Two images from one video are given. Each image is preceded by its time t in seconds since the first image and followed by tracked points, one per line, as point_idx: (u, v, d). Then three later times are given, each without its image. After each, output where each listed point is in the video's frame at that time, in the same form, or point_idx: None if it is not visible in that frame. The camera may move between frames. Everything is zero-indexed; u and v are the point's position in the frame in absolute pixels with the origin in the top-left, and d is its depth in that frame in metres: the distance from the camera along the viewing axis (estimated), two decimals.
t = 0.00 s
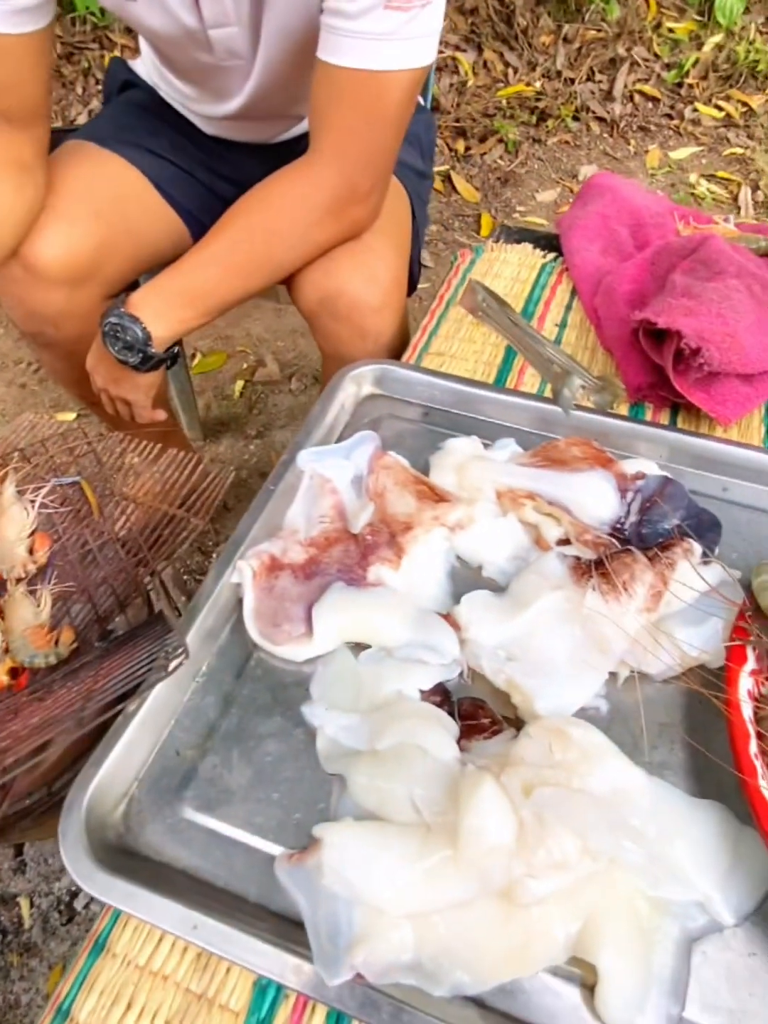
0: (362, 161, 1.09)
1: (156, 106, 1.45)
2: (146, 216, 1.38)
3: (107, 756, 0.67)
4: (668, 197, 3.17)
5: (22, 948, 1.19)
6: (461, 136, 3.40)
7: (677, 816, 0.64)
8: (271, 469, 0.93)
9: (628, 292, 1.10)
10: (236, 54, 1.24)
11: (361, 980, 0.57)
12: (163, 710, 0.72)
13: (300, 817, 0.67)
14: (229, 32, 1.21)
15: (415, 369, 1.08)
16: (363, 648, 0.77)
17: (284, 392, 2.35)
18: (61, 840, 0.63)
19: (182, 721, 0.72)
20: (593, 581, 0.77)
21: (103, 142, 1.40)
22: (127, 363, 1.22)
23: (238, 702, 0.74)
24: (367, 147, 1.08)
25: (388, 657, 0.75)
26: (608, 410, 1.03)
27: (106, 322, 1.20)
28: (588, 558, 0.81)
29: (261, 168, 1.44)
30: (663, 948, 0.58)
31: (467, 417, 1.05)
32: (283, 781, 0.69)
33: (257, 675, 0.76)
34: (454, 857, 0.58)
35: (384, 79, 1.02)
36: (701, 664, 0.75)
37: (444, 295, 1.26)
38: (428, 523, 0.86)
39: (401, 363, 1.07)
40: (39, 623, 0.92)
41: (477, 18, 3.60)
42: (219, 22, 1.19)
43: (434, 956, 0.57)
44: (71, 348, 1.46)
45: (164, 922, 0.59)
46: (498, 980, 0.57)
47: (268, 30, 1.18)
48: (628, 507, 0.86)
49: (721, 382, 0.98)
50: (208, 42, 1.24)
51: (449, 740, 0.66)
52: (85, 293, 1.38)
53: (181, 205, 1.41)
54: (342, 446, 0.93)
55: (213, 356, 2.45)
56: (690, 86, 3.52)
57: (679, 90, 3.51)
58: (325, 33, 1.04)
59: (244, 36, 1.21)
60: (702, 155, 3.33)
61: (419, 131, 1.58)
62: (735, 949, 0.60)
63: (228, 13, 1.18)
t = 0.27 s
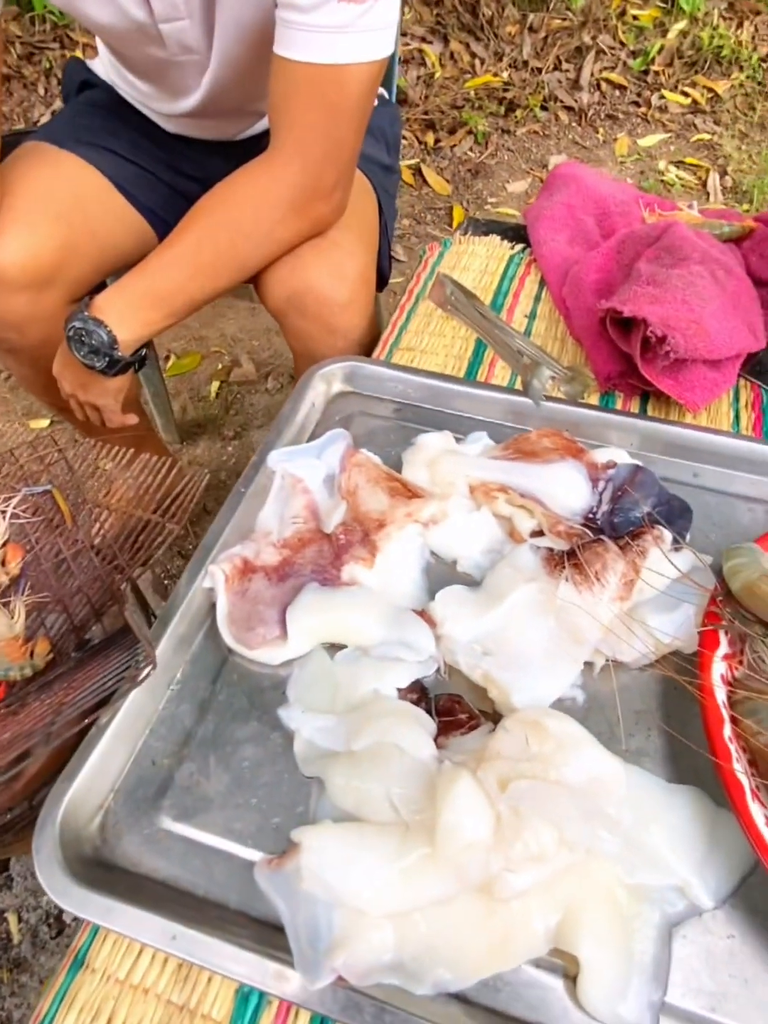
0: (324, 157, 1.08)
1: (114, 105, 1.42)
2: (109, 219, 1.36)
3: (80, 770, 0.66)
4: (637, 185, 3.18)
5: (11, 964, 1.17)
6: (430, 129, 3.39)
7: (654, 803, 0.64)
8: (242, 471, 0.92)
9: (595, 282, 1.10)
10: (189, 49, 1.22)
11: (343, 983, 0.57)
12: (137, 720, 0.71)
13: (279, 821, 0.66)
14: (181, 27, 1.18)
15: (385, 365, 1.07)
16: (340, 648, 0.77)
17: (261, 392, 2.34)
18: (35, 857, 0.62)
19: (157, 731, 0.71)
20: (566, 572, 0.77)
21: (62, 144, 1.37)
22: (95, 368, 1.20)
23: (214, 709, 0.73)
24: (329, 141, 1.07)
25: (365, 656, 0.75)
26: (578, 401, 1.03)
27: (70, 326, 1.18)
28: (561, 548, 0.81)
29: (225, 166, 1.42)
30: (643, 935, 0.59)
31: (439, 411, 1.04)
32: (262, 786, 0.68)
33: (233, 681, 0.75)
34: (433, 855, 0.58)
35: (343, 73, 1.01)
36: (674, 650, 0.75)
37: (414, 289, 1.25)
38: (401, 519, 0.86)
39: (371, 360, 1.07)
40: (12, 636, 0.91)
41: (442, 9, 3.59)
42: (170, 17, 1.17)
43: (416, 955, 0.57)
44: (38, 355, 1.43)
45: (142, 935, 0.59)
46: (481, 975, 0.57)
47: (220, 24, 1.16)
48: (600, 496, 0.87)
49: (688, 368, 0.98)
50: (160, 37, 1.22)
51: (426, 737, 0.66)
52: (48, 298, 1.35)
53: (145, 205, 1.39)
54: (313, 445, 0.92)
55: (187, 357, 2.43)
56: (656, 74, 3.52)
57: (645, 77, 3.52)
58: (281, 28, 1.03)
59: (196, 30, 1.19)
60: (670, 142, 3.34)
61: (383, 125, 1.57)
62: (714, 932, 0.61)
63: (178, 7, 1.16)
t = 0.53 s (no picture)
0: (298, 157, 1.08)
1: (86, 109, 1.41)
2: (85, 222, 1.35)
3: (68, 777, 0.66)
4: (614, 177, 3.19)
5: (9, 974, 1.17)
6: (407, 125, 3.39)
7: (638, 789, 0.65)
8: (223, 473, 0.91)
9: (571, 275, 1.11)
10: (157, 51, 1.22)
11: (335, 978, 0.58)
12: (125, 725, 0.71)
13: (269, 821, 0.66)
14: (148, 28, 1.18)
15: (364, 363, 1.07)
16: (325, 647, 0.77)
17: (244, 392, 2.33)
18: (25, 865, 0.62)
19: (145, 735, 0.72)
20: (547, 564, 0.78)
21: (34, 149, 1.36)
22: (75, 373, 1.20)
23: (201, 712, 0.73)
24: (302, 141, 1.06)
25: (351, 654, 0.75)
26: (557, 394, 1.03)
27: (48, 333, 1.18)
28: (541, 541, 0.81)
29: (199, 167, 1.42)
30: (630, 919, 0.60)
31: (419, 408, 1.05)
32: (250, 787, 0.68)
33: (220, 683, 0.75)
34: (421, 849, 0.59)
35: (313, 73, 1.01)
36: (656, 638, 0.76)
37: (392, 287, 1.26)
38: (383, 517, 0.86)
39: (350, 359, 1.07)
40: None
41: (416, 5, 3.59)
42: (136, 19, 1.16)
43: (407, 949, 0.58)
44: (17, 362, 1.42)
45: (134, 939, 0.59)
46: (472, 965, 0.58)
47: (187, 25, 1.15)
48: (579, 488, 0.88)
49: (664, 359, 0.99)
50: (127, 39, 1.21)
51: (412, 732, 0.67)
52: (25, 305, 1.34)
53: (119, 208, 1.38)
54: (294, 445, 0.92)
55: (169, 360, 2.42)
56: (630, 66, 3.54)
57: (619, 70, 3.54)
58: (250, 29, 1.02)
59: (163, 31, 1.18)
60: (646, 134, 3.36)
61: (357, 123, 1.57)
62: (700, 914, 0.62)
63: (144, 9, 1.15)
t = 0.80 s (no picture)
0: (275, 159, 1.08)
1: (62, 113, 1.41)
2: (64, 226, 1.34)
3: (61, 780, 0.66)
4: (594, 171, 3.21)
5: (8, 982, 1.16)
6: (387, 123, 3.40)
7: (628, 776, 0.66)
8: (209, 475, 0.92)
9: (550, 270, 1.11)
10: (134, 55, 1.21)
11: (333, 971, 0.58)
12: (116, 727, 0.71)
13: (263, 818, 0.67)
14: (123, 33, 1.17)
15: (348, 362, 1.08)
16: (316, 644, 0.77)
17: (231, 394, 2.33)
18: (19, 870, 0.62)
19: (137, 737, 0.72)
20: (532, 556, 0.79)
21: (11, 154, 1.36)
22: (56, 380, 1.19)
23: (193, 712, 0.73)
24: (279, 142, 1.07)
25: (341, 650, 0.75)
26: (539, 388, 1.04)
27: (29, 339, 1.17)
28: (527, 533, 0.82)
29: (178, 169, 1.41)
30: (623, 903, 0.61)
31: (404, 405, 1.05)
32: (244, 785, 0.69)
33: (211, 683, 0.76)
34: (414, 840, 0.60)
35: (288, 74, 1.01)
36: (642, 626, 0.77)
37: (374, 285, 1.26)
38: (370, 514, 0.86)
39: (334, 358, 1.07)
40: None
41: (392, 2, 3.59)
42: (111, 23, 1.16)
43: (403, 939, 0.58)
44: None
45: (131, 938, 0.59)
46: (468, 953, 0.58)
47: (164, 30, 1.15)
48: (563, 480, 0.89)
49: (644, 351, 1.00)
50: (103, 44, 1.21)
51: (404, 726, 0.67)
52: (6, 311, 1.33)
53: (99, 212, 1.38)
54: (280, 445, 0.92)
55: (154, 362, 2.41)
56: (607, 60, 3.55)
57: (597, 64, 3.55)
58: (225, 30, 1.02)
59: (139, 37, 1.18)
60: (624, 127, 3.37)
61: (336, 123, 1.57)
62: (690, 895, 0.63)
63: (121, 16, 1.15)
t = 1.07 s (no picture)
0: (236, 162, 1.09)
1: (26, 118, 1.39)
2: (32, 232, 1.34)
3: (31, 788, 0.66)
4: (568, 166, 3.23)
5: None
6: (361, 122, 3.40)
7: (596, 768, 0.67)
8: (178, 480, 0.92)
9: (516, 267, 1.12)
10: (82, 59, 1.20)
11: (305, 968, 0.59)
12: (88, 735, 0.71)
13: (235, 820, 0.67)
14: (70, 36, 1.16)
15: (318, 364, 1.08)
16: (287, 646, 0.78)
17: (209, 396, 2.32)
18: None
19: (109, 744, 0.72)
20: (500, 552, 0.79)
21: None
22: (25, 387, 1.19)
23: (165, 717, 0.74)
24: (238, 145, 1.07)
25: (312, 651, 0.76)
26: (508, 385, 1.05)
27: None
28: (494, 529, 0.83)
29: (145, 173, 1.41)
30: (590, 891, 0.62)
31: (374, 405, 1.06)
32: (216, 788, 0.69)
33: (183, 687, 0.76)
34: (382, 835, 0.60)
35: (246, 78, 1.02)
36: (608, 618, 0.78)
37: (344, 286, 1.27)
38: (340, 514, 0.87)
39: (304, 359, 1.08)
40: None
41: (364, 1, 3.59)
42: (57, 26, 1.15)
43: (373, 934, 0.59)
44: None
45: (101, 943, 0.59)
46: (438, 945, 0.59)
47: (113, 33, 1.14)
48: (531, 476, 0.90)
49: (609, 346, 1.01)
50: (50, 48, 1.20)
51: (373, 725, 0.68)
52: None
53: (65, 217, 1.37)
54: (249, 448, 0.93)
55: (131, 367, 2.39)
56: (578, 56, 3.57)
57: (568, 60, 3.57)
58: (179, 33, 1.02)
59: (88, 39, 1.17)
60: (597, 123, 3.40)
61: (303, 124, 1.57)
62: (657, 880, 0.64)
63: (65, 16, 1.14)
